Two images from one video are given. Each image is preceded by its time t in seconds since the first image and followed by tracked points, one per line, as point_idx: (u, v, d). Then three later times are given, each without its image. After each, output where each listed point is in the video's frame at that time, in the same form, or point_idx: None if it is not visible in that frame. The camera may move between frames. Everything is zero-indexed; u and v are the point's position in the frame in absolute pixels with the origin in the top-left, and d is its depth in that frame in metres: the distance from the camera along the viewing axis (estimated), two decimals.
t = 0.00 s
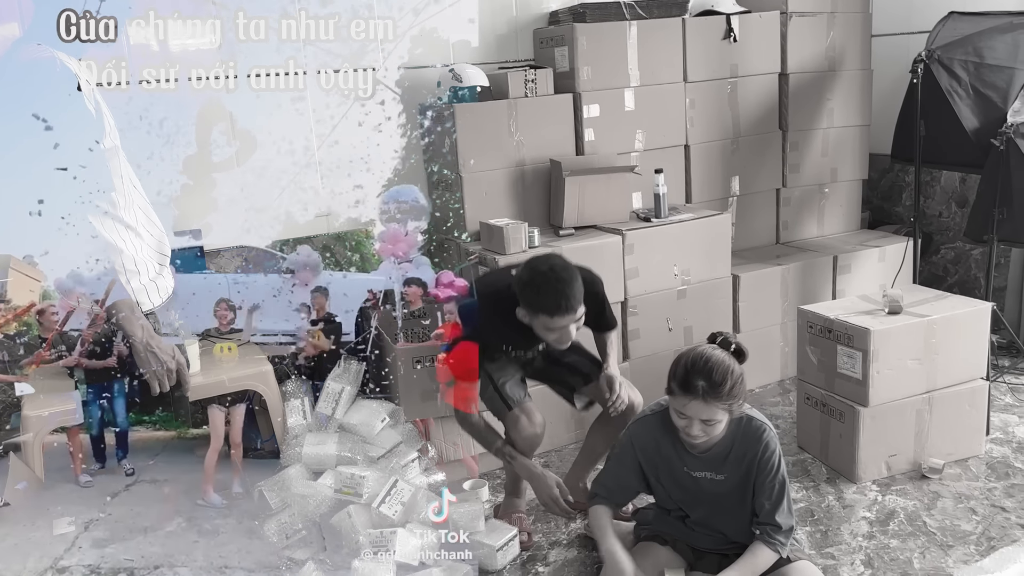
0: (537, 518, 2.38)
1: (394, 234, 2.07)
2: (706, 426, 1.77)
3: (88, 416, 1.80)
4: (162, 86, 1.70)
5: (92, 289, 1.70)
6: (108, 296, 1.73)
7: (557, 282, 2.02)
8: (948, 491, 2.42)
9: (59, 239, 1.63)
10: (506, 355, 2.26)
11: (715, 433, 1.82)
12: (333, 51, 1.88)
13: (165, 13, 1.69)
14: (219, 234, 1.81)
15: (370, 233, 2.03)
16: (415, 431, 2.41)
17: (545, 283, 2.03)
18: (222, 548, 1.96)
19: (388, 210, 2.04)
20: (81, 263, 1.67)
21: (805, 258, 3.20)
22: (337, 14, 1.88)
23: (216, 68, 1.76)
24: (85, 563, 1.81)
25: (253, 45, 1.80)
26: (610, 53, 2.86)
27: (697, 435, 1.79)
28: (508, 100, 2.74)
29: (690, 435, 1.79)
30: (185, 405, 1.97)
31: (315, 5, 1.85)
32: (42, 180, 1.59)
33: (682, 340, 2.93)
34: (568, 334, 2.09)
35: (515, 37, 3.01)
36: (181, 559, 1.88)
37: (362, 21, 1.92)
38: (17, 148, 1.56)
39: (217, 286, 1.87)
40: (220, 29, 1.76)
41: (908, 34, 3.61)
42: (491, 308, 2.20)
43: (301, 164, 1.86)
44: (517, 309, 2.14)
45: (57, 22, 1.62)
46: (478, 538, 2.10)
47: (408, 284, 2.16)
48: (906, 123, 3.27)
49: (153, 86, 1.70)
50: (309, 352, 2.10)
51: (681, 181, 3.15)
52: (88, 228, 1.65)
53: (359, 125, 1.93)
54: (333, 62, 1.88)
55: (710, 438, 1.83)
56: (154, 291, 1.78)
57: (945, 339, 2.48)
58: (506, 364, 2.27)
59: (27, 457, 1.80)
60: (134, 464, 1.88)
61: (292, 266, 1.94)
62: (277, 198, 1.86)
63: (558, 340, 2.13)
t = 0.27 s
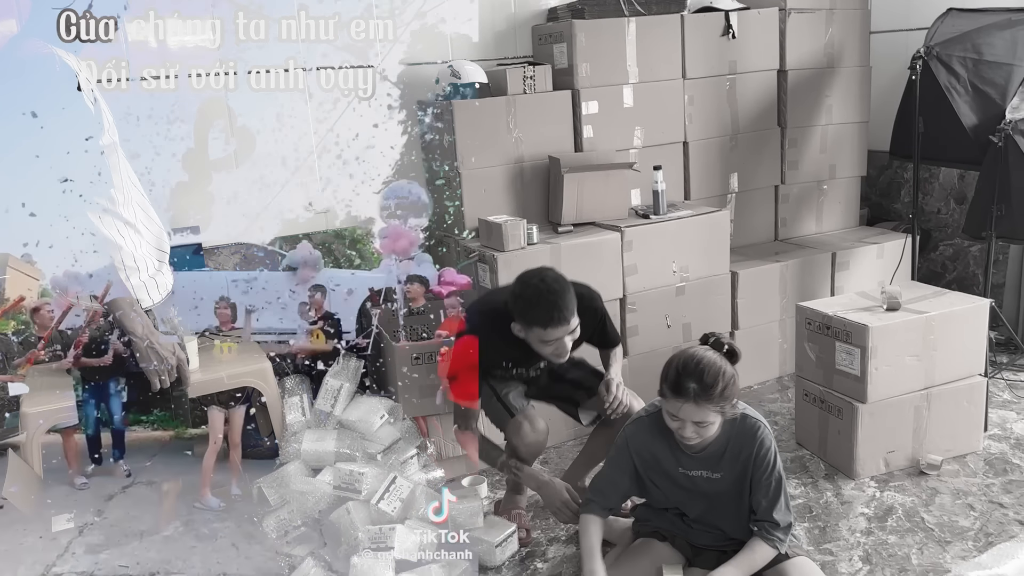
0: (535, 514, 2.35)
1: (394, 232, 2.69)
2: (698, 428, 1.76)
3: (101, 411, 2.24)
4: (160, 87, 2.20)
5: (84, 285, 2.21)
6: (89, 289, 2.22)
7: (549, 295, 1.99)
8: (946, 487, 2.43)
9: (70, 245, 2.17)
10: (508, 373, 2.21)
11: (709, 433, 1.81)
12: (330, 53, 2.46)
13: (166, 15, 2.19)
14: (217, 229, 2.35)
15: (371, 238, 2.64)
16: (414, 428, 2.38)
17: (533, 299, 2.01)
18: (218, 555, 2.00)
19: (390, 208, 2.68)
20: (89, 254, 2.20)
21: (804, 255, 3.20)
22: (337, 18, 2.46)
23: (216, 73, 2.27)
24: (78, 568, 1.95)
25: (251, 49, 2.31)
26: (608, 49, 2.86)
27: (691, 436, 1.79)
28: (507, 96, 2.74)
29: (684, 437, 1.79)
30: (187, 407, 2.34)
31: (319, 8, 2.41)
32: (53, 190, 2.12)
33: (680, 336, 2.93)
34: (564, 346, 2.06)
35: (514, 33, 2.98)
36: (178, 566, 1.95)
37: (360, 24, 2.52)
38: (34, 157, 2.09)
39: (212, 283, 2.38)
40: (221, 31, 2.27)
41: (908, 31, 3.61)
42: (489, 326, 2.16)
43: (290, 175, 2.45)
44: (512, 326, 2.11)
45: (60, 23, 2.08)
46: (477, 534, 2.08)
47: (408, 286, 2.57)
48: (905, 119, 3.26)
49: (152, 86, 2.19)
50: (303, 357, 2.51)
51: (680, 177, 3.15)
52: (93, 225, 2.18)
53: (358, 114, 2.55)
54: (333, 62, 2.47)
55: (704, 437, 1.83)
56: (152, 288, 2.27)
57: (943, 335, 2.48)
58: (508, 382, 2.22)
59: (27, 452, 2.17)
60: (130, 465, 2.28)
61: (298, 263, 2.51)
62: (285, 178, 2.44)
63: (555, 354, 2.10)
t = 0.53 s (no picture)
0: (535, 510, 2.35)
1: (395, 228, 2.74)
2: (692, 427, 1.74)
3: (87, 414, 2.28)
4: (159, 86, 2.30)
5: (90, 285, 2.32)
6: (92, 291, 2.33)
7: (542, 307, 1.96)
8: (944, 482, 2.43)
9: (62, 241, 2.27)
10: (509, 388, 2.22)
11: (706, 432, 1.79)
12: (331, 56, 2.54)
13: (156, 16, 2.28)
14: (214, 225, 2.46)
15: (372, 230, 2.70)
16: (414, 425, 2.38)
17: (527, 310, 1.97)
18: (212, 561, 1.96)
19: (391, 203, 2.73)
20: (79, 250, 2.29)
21: (803, 251, 3.20)
22: (336, 18, 2.53)
23: (217, 73, 2.37)
24: None
25: (251, 48, 2.41)
26: (607, 45, 2.86)
27: (685, 436, 1.77)
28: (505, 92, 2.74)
29: (680, 438, 1.76)
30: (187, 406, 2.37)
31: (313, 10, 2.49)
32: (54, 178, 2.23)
33: (679, 332, 2.94)
34: (561, 358, 2.04)
35: (513, 30, 2.99)
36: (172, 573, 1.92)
37: (361, 25, 2.58)
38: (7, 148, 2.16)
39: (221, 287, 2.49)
40: (220, 28, 2.36)
41: (907, 27, 3.60)
42: (487, 340, 2.14)
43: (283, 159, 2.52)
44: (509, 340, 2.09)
45: (61, 24, 2.17)
46: (476, 531, 2.08)
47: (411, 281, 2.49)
48: (904, 115, 3.26)
49: (152, 85, 2.30)
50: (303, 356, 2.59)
51: (679, 174, 3.15)
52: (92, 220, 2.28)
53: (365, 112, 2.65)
54: (331, 63, 2.54)
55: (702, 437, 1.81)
56: (152, 284, 2.33)
57: (942, 331, 2.48)
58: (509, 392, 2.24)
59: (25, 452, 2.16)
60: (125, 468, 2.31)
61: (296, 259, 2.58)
62: (275, 176, 2.52)
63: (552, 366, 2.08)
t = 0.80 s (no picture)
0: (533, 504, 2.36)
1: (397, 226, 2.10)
2: (687, 425, 1.73)
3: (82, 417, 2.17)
4: (161, 87, 1.73)
5: (86, 282, 1.81)
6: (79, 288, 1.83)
7: (535, 316, 1.99)
8: (943, 478, 2.44)
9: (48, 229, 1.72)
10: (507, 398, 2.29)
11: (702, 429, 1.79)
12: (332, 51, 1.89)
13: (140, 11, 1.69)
14: (217, 222, 1.84)
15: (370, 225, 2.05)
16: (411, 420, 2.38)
17: (521, 321, 2.01)
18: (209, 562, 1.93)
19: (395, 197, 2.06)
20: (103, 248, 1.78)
21: (801, 247, 3.20)
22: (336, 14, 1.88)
23: (216, 69, 1.77)
24: None
25: (248, 47, 1.80)
26: (605, 41, 2.86)
27: (680, 435, 1.76)
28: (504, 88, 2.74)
29: (675, 437, 1.76)
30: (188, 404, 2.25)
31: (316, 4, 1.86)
32: (94, 177, 1.68)
33: (678, 328, 2.94)
34: (556, 366, 2.04)
35: (511, 25, 3.02)
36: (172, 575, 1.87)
37: (362, 23, 1.91)
38: (25, 137, 1.62)
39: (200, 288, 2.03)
40: (220, 30, 1.76)
41: (905, 22, 3.61)
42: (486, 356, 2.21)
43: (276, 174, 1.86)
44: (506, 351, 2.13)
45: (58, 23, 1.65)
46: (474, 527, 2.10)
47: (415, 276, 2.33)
48: (902, 111, 3.26)
49: (153, 86, 1.72)
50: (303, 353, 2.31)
51: (677, 169, 3.15)
52: (88, 214, 1.71)
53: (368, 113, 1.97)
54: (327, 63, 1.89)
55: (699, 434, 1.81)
56: (152, 279, 1.85)
57: (940, 327, 2.49)
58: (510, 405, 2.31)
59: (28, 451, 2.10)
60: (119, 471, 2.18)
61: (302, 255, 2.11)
62: (260, 198, 1.86)
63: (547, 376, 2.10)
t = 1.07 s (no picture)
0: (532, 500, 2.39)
1: (401, 221, 1.84)
2: (683, 423, 1.73)
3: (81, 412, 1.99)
4: (162, 87, 1.54)
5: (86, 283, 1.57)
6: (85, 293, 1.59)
7: (531, 321, 2.02)
8: (941, 473, 2.44)
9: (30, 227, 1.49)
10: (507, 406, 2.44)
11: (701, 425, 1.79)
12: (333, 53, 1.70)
13: (141, 7, 1.52)
14: (217, 216, 1.63)
15: (370, 223, 1.81)
16: (410, 414, 2.34)
17: (517, 328, 2.04)
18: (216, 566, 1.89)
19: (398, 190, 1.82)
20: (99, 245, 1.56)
21: (800, 243, 3.20)
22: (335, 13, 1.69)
23: (215, 68, 1.58)
24: None
25: (246, 49, 1.61)
26: (604, 37, 2.85)
27: (677, 433, 1.75)
28: (503, 84, 2.73)
29: (672, 435, 1.76)
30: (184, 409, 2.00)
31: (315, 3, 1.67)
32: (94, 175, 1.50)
33: (677, 324, 2.94)
34: (554, 371, 2.08)
35: (510, 21, 3.02)
36: None
37: (363, 21, 1.70)
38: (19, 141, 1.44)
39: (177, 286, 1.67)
40: (220, 30, 1.58)
41: (904, 18, 3.60)
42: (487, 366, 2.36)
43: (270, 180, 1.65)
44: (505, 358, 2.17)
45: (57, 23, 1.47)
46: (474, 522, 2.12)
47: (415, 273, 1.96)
48: (901, 107, 3.26)
49: (153, 86, 1.55)
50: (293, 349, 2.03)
51: (677, 165, 3.15)
52: (88, 211, 1.52)
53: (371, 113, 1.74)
54: (329, 62, 1.68)
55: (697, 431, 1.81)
56: (151, 275, 1.62)
57: (939, 322, 2.49)
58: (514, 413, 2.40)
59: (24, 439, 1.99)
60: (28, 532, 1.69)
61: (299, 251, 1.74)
62: (252, 201, 1.65)
63: (545, 381, 2.13)
